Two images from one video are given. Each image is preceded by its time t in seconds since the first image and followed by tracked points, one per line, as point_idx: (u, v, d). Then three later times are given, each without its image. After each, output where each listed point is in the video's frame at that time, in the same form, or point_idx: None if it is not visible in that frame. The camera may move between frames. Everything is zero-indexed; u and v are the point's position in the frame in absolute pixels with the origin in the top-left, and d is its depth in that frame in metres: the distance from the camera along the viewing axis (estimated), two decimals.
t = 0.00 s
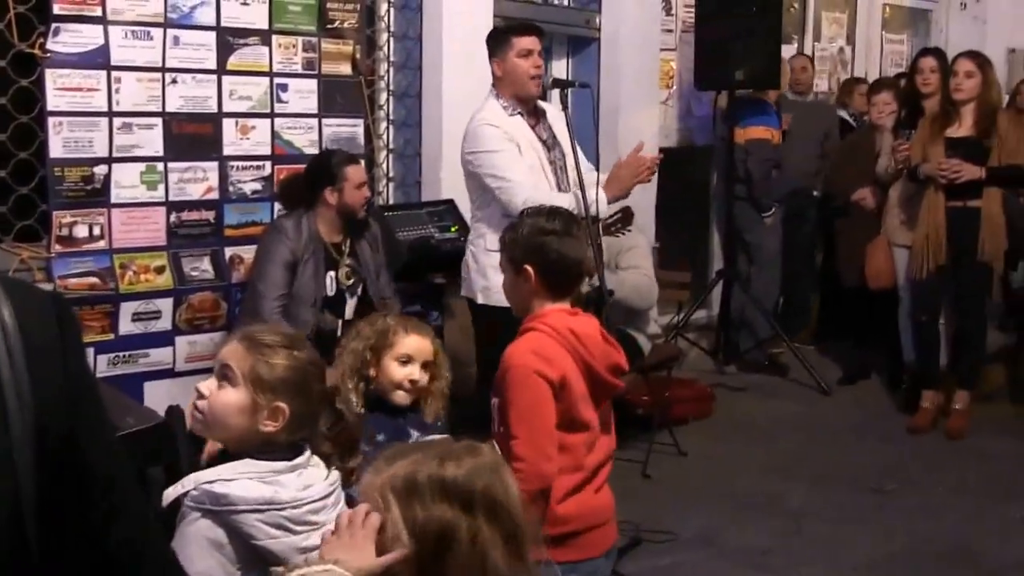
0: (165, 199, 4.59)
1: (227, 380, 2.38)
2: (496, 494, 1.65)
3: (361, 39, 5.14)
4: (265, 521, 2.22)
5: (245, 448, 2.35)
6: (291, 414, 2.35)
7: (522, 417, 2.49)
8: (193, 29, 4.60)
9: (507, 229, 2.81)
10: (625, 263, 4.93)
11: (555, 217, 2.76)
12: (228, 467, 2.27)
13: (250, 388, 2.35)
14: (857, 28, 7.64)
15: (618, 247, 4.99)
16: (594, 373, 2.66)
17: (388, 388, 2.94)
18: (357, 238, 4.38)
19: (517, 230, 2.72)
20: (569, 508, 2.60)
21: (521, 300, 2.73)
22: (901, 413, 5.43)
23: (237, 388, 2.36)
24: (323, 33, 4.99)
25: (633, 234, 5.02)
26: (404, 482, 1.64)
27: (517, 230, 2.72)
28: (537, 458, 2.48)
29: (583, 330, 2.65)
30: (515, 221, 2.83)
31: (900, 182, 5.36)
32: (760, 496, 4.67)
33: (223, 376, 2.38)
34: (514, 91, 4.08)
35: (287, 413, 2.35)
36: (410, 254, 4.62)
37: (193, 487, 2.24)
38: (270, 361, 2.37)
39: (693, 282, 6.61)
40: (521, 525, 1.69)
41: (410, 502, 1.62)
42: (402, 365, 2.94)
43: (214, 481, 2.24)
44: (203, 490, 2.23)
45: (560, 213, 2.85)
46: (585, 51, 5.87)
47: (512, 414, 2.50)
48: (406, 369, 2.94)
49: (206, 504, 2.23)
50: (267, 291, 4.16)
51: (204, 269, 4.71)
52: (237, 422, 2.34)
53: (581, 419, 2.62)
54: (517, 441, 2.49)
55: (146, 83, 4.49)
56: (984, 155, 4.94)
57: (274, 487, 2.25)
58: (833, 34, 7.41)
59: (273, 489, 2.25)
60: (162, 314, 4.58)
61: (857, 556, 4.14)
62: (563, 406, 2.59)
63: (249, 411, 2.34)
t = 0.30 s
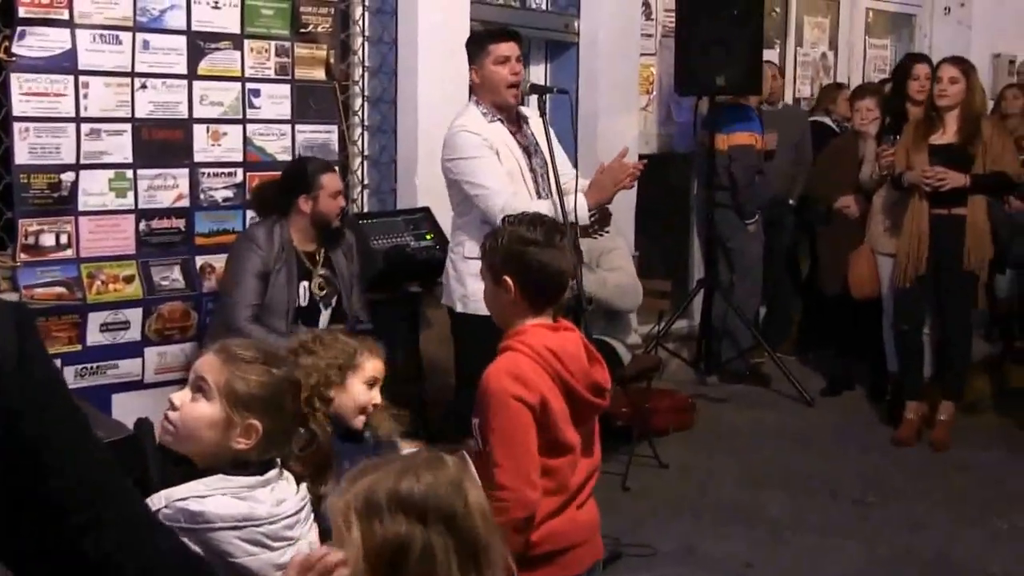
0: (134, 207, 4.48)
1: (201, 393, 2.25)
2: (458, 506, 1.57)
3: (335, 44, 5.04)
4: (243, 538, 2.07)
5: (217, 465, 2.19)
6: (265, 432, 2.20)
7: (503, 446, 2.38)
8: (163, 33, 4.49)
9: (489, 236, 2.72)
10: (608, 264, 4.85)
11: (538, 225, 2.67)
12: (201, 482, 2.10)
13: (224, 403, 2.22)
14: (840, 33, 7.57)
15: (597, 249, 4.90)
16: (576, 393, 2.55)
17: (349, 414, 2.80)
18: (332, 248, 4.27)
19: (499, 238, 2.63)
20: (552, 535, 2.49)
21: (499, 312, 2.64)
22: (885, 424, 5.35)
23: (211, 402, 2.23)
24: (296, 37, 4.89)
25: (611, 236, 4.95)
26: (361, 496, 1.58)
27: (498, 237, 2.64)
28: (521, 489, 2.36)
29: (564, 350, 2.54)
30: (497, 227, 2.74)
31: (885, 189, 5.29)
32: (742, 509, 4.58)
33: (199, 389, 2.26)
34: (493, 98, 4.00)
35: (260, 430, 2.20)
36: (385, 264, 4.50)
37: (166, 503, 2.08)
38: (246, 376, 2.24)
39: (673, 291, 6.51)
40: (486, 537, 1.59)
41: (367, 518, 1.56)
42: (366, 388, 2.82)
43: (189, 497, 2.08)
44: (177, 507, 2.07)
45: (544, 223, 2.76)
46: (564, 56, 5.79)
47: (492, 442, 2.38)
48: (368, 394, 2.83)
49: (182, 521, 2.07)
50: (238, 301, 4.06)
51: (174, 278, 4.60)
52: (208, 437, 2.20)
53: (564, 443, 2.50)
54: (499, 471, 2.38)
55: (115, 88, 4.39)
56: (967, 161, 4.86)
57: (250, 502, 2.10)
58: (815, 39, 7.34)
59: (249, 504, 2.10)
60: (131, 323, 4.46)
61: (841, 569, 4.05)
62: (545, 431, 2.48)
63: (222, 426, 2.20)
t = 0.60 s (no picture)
0: (104, 218, 4.33)
1: (169, 408, 2.03)
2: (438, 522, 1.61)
3: (312, 49, 4.88)
4: (218, 560, 1.88)
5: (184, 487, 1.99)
6: (234, 449, 2.01)
7: (535, 476, 2.21)
8: (134, 38, 4.34)
9: (470, 240, 2.47)
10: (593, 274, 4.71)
11: (526, 234, 2.45)
12: (172, 501, 1.91)
13: (194, 418, 2.01)
14: (831, 39, 7.45)
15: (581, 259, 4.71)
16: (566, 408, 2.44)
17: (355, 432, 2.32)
18: (309, 256, 4.13)
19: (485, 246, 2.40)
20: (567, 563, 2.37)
21: (473, 319, 2.43)
22: (878, 440, 5.21)
23: (179, 416, 2.01)
24: (272, 42, 4.74)
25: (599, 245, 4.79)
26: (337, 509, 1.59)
27: (484, 245, 2.40)
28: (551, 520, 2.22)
29: (559, 366, 2.40)
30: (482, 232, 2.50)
31: (878, 198, 5.16)
32: (731, 528, 4.44)
33: (166, 403, 2.03)
34: (475, 105, 3.85)
35: (229, 446, 2.01)
36: (362, 277, 4.33)
37: (137, 525, 1.88)
38: (217, 391, 2.03)
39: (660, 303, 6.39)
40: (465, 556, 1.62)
41: (346, 531, 1.56)
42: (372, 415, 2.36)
43: (160, 518, 1.88)
44: (149, 529, 1.87)
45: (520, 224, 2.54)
46: (546, 62, 5.68)
47: (522, 471, 2.21)
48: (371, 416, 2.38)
49: (154, 543, 1.87)
50: (218, 316, 3.91)
51: (145, 290, 4.44)
52: (175, 455, 1.99)
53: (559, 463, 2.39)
54: (530, 502, 2.21)
55: (84, 94, 4.24)
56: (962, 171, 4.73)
57: (224, 523, 1.91)
58: (805, 44, 7.22)
59: (223, 525, 1.91)
60: (101, 337, 4.32)
61: None
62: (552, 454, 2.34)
63: (190, 441, 1.99)
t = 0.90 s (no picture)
0: (74, 228, 4.17)
1: (141, 424, 2.12)
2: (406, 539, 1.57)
3: (290, 54, 4.73)
4: None
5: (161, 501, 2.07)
6: (209, 467, 2.09)
7: (508, 502, 2.16)
8: (105, 42, 4.20)
9: (436, 258, 2.46)
10: (581, 286, 4.56)
11: (494, 250, 2.43)
12: (151, 525, 1.90)
13: (167, 435, 2.09)
14: (824, 44, 7.31)
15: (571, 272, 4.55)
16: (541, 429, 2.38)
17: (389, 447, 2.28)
18: (287, 271, 3.97)
19: (449, 266, 2.38)
20: None
21: (438, 340, 2.40)
22: (873, 457, 5.08)
23: (151, 433, 2.10)
24: (248, 47, 4.58)
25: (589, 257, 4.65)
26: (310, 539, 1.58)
27: (450, 263, 2.39)
28: (532, 543, 2.16)
29: (531, 384, 2.35)
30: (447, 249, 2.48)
31: (872, 207, 5.03)
32: (722, 547, 4.29)
33: (139, 419, 2.12)
34: (459, 111, 3.72)
35: (203, 463, 2.09)
36: (342, 288, 4.19)
37: (113, 549, 1.87)
38: (191, 408, 2.12)
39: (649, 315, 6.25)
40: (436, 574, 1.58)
41: (309, 554, 1.52)
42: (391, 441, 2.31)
43: (139, 541, 1.87)
44: (128, 553, 1.86)
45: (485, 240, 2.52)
46: (531, 69, 5.53)
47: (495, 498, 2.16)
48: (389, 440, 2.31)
49: (133, 568, 1.85)
50: (187, 327, 3.78)
51: (117, 303, 4.28)
52: (148, 471, 2.07)
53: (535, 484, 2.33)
54: (505, 529, 2.16)
55: (54, 100, 4.08)
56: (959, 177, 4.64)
57: (205, 545, 1.88)
58: (797, 49, 7.09)
59: (205, 547, 1.87)
60: (70, 352, 4.17)
61: None
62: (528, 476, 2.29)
63: (163, 458, 2.07)
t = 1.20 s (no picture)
0: (48, 239, 4.02)
1: (121, 439, 2.03)
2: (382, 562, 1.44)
3: (271, 59, 4.57)
4: None
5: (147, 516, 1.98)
6: (192, 481, 2.00)
7: (483, 523, 2.01)
8: (80, 46, 4.05)
9: (426, 275, 2.35)
10: (574, 298, 4.42)
11: (484, 264, 2.32)
12: (136, 543, 1.85)
13: (147, 448, 2.00)
14: (821, 50, 7.18)
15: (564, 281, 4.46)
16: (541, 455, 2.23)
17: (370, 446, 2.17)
18: (270, 282, 3.81)
19: (437, 283, 2.27)
20: None
21: (434, 361, 2.29)
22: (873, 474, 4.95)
23: (132, 447, 2.01)
24: (228, 52, 4.43)
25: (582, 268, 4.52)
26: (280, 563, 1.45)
27: (439, 279, 2.28)
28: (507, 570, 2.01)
29: (522, 403, 2.21)
30: (439, 265, 2.37)
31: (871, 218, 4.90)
32: (717, 568, 4.15)
33: (120, 433, 2.04)
34: (444, 116, 3.58)
35: (186, 476, 2.00)
36: (325, 301, 4.04)
37: (97, 569, 1.82)
38: (173, 419, 2.03)
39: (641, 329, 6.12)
40: None
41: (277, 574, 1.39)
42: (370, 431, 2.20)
43: (125, 561, 1.83)
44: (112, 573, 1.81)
45: (480, 255, 2.41)
46: (520, 75, 5.39)
47: (468, 519, 2.01)
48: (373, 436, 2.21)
49: None
50: (154, 336, 3.61)
51: (91, 316, 4.13)
52: (130, 487, 1.99)
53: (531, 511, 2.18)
54: (478, 552, 2.01)
55: (26, 106, 3.93)
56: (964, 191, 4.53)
57: (192, 564, 1.86)
58: (794, 55, 6.98)
59: (191, 566, 1.85)
60: (43, 367, 4.01)
61: None
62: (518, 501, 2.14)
63: (144, 471, 1.99)
